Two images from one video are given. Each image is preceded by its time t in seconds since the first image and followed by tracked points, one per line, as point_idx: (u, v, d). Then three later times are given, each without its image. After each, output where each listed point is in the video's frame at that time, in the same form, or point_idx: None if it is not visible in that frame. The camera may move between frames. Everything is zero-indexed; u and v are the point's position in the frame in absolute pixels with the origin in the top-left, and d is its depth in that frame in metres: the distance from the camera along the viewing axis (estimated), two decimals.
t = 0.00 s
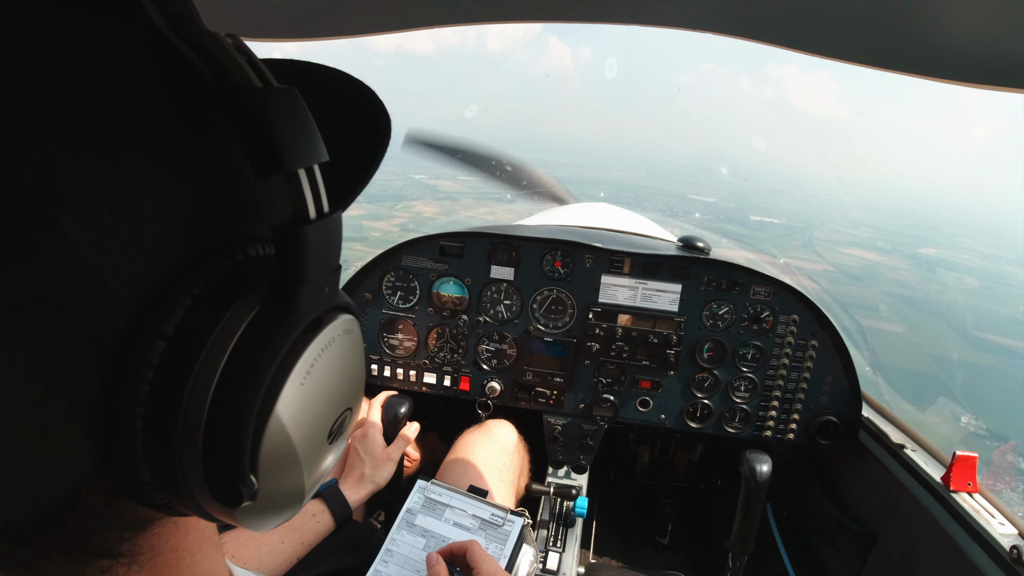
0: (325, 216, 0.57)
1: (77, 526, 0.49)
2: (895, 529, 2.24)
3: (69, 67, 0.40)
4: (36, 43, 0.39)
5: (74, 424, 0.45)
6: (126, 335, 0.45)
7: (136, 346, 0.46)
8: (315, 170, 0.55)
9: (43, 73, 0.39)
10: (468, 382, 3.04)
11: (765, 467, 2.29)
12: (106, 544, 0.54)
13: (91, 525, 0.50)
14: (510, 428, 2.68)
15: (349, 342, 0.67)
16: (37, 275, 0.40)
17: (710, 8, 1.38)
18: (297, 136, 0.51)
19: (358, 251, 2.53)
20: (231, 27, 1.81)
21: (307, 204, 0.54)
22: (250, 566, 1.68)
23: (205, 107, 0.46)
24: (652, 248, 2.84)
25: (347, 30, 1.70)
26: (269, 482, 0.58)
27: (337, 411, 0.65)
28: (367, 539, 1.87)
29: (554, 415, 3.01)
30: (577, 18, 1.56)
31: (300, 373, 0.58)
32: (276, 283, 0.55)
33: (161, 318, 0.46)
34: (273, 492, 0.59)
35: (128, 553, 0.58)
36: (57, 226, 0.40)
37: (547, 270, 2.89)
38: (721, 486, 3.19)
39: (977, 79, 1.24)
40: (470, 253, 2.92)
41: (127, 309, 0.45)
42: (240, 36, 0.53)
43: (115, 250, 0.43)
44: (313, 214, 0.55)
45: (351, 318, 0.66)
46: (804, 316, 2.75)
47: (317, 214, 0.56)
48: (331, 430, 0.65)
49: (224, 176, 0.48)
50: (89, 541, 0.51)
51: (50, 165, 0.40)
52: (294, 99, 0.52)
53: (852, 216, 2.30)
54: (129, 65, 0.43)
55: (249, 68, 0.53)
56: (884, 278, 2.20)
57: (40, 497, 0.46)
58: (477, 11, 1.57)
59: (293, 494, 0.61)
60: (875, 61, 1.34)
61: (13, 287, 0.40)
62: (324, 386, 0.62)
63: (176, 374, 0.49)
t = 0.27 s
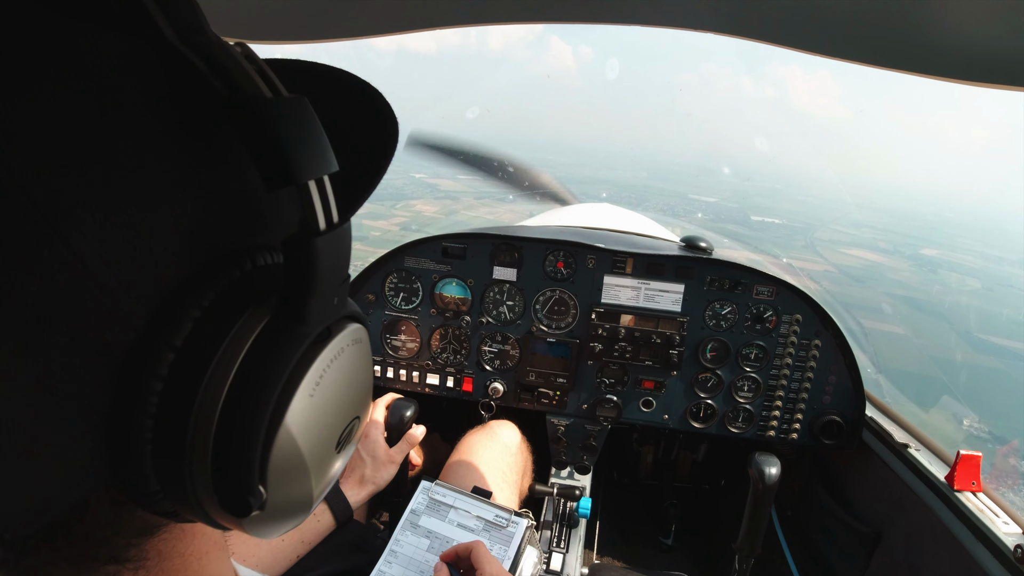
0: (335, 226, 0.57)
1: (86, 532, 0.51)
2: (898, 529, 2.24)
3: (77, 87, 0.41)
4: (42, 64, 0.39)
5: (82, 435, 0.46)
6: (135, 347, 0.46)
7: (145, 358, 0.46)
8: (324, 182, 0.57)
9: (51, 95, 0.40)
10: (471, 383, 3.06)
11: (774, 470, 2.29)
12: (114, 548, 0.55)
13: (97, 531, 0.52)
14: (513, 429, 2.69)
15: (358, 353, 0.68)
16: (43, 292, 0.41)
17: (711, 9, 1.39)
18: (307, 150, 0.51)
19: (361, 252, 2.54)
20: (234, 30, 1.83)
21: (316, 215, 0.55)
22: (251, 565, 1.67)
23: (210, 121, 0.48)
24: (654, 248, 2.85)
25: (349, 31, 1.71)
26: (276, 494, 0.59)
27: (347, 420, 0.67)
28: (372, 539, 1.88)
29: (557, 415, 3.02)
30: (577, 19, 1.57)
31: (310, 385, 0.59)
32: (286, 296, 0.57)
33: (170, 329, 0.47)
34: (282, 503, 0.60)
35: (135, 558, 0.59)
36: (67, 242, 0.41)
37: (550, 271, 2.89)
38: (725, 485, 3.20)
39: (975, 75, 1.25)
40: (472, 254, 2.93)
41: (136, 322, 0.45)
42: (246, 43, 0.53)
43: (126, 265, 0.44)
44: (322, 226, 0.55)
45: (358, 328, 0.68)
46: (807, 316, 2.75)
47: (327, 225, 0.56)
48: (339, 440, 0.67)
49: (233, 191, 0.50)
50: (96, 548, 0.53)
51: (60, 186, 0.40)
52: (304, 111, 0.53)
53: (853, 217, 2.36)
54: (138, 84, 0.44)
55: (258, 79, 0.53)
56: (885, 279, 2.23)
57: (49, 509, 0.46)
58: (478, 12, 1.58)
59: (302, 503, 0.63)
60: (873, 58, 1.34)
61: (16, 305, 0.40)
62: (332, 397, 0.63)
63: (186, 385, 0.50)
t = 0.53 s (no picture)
0: (327, 218, 0.56)
1: (84, 525, 0.51)
2: (898, 530, 2.24)
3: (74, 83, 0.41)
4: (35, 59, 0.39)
5: (77, 430, 0.46)
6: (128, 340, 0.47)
7: (139, 350, 0.47)
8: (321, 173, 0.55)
9: (45, 94, 0.40)
10: (472, 380, 3.06)
11: (772, 470, 2.29)
12: (111, 541, 0.56)
13: (93, 526, 0.52)
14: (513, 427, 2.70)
15: (352, 347, 0.67)
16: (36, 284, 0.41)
17: (717, 8, 1.38)
18: (300, 141, 0.50)
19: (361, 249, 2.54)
20: (235, 26, 1.82)
21: (309, 207, 0.53)
22: (251, 559, 1.68)
23: (203, 114, 0.47)
24: (656, 246, 2.84)
25: (350, 28, 1.70)
26: (269, 487, 0.59)
27: (341, 413, 0.66)
28: (371, 536, 1.89)
29: (557, 413, 3.02)
30: (578, 16, 1.57)
31: (304, 376, 0.58)
32: (279, 288, 0.55)
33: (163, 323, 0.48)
34: (276, 496, 0.60)
35: (131, 552, 0.59)
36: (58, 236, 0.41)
37: (551, 269, 2.89)
38: (724, 484, 3.20)
39: (978, 77, 1.24)
40: (473, 251, 2.93)
41: (130, 315, 0.46)
42: (240, 36, 0.53)
43: (116, 258, 0.44)
44: (315, 218, 0.54)
45: (354, 321, 0.67)
46: (808, 316, 2.75)
47: (321, 218, 0.55)
48: (334, 434, 0.66)
49: (226, 184, 0.50)
50: (92, 542, 0.53)
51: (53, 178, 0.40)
52: (298, 104, 0.51)
53: (852, 216, 2.32)
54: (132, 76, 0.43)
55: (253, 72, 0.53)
56: (885, 279, 2.20)
57: (44, 503, 0.47)
58: (480, 9, 1.57)
59: (297, 494, 0.63)
60: (876, 59, 1.33)
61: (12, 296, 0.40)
62: (327, 390, 0.63)
63: (179, 377, 0.50)
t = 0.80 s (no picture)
0: (335, 223, 0.56)
1: (81, 522, 0.51)
2: (896, 529, 2.24)
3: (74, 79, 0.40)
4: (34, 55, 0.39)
5: (77, 426, 0.46)
6: (129, 339, 0.46)
7: (142, 350, 0.47)
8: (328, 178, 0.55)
9: (46, 89, 0.39)
10: (472, 376, 3.06)
11: (770, 466, 2.29)
12: (112, 537, 0.56)
13: (91, 522, 0.52)
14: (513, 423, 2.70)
15: (356, 353, 0.67)
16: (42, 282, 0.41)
17: (718, 5, 1.38)
18: (307, 146, 0.50)
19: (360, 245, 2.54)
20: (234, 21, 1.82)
21: (315, 212, 0.53)
22: (252, 555, 1.68)
23: (210, 115, 0.47)
24: (657, 243, 2.84)
25: (349, 23, 1.70)
26: (267, 493, 0.59)
27: (343, 420, 0.67)
28: (370, 530, 1.89)
29: (557, 409, 3.03)
30: (576, 11, 1.56)
31: (305, 386, 0.59)
32: (283, 292, 0.55)
33: (166, 324, 0.47)
34: (275, 501, 0.60)
35: (132, 547, 0.59)
36: (59, 235, 0.41)
37: (552, 265, 2.89)
38: (723, 482, 3.21)
39: (981, 76, 1.23)
40: (474, 247, 2.93)
41: (131, 314, 0.46)
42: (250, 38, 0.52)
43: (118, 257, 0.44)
44: (321, 223, 0.54)
45: (359, 328, 0.67)
46: (808, 315, 2.75)
47: (326, 223, 0.55)
48: (334, 442, 0.66)
49: (232, 185, 0.50)
50: (91, 538, 0.53)
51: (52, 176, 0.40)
52: (309, 106, 0.52)
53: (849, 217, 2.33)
54: (138, 75, 0.43)
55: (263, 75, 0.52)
56: (883, 281, 2.19)
57: (42, 500, 0.46)
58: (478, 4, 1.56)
59: (296, 500, 0.63)
60: (877, 58, 1.33)
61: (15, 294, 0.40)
62: (329, 396, 0.63)
63: (179, 380, 0.50)
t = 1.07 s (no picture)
0: (308, 214, 0.55)
1: (71, 509, 0.52)
2: (892, 531, 2.25)
3: (51, 73, 0.41)
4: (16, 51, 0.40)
5: (52, 421, 0.47)
6: (100, 336, 0.46)
7: (113, 346, 0.47)
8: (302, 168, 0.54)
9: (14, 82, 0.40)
10: (470, 374, 3.06)
11: (765, 466, 2.29)
12: (103, 528, 0.56)
13: (77, 512, 0.53)
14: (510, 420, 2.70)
15: (337, 346, 0.65)
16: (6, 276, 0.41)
17: (722, 6, 1.36)
18: (277, 134, 0.49)
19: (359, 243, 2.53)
20: (234, 16, 1.81)
21: (286, 201, 0.53)
22: (246, 549, 1.70)
23: (185, 110, 0.46)
24: (657, 243, 2.83)
25: (350, 21, 1.69)
26: (242, 487, 0.58)
27: (325, 414, 0.65)
28: (366, 527, 1.89)
29: (555, 408, 3.03)
30: (580, 11, 1.55)
31: (278, 381, 0.57)
32: (256, 288, 0.54)
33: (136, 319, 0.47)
34: (254, 494, 0.60)
35: (123, 538, 0.59)
36: (25, 232, 0.41)
37: (551, 263, 2.88)
38: (720, 482, 3.22)
39: (987, 80, 1.22)
40: (474, 244, 2.92)
41: (104, 309, 0.46)
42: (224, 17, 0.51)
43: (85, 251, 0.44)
44: (293, 214, 0.54)
45: (341, 319, 0.65)
46: (807, 316, 2.75)
47: (299, 213, 0.54)
48: (316, 436, 0.65)
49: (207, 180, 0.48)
50: (80, 526, 0.54)
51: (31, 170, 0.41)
52: (283, 94, 0.50)
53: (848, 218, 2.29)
54: (103, 68, 0.42)
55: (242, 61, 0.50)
56: (882, 282, 2.17)
57: (27, 486, 0.48)
58: (481, 3, 1.55)
59: (276, 495, 0.62)
60: (885, 61, 1.31)
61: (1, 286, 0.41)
62: (307, 392, 0.61)
63: (152, 375, 0.49)
